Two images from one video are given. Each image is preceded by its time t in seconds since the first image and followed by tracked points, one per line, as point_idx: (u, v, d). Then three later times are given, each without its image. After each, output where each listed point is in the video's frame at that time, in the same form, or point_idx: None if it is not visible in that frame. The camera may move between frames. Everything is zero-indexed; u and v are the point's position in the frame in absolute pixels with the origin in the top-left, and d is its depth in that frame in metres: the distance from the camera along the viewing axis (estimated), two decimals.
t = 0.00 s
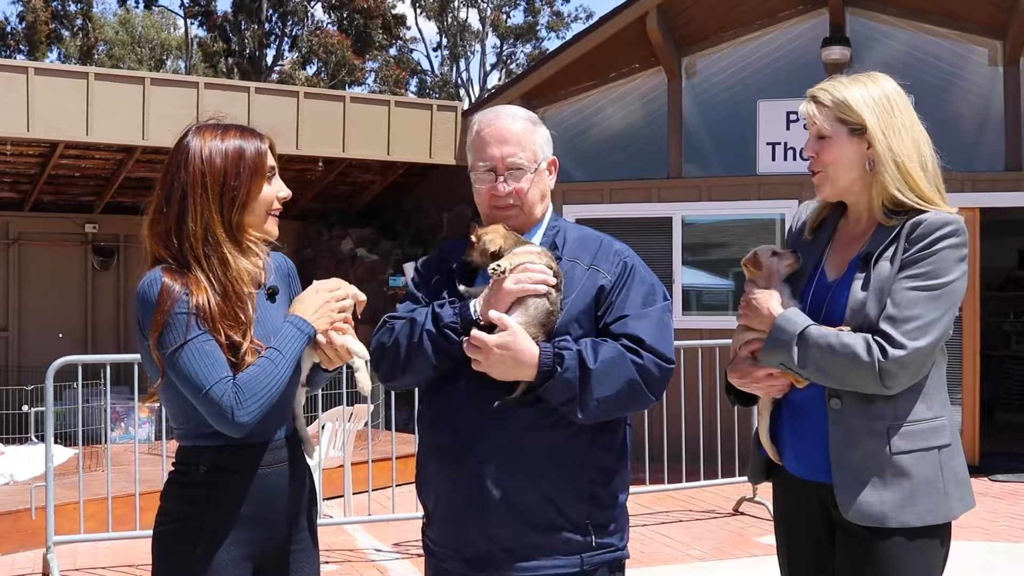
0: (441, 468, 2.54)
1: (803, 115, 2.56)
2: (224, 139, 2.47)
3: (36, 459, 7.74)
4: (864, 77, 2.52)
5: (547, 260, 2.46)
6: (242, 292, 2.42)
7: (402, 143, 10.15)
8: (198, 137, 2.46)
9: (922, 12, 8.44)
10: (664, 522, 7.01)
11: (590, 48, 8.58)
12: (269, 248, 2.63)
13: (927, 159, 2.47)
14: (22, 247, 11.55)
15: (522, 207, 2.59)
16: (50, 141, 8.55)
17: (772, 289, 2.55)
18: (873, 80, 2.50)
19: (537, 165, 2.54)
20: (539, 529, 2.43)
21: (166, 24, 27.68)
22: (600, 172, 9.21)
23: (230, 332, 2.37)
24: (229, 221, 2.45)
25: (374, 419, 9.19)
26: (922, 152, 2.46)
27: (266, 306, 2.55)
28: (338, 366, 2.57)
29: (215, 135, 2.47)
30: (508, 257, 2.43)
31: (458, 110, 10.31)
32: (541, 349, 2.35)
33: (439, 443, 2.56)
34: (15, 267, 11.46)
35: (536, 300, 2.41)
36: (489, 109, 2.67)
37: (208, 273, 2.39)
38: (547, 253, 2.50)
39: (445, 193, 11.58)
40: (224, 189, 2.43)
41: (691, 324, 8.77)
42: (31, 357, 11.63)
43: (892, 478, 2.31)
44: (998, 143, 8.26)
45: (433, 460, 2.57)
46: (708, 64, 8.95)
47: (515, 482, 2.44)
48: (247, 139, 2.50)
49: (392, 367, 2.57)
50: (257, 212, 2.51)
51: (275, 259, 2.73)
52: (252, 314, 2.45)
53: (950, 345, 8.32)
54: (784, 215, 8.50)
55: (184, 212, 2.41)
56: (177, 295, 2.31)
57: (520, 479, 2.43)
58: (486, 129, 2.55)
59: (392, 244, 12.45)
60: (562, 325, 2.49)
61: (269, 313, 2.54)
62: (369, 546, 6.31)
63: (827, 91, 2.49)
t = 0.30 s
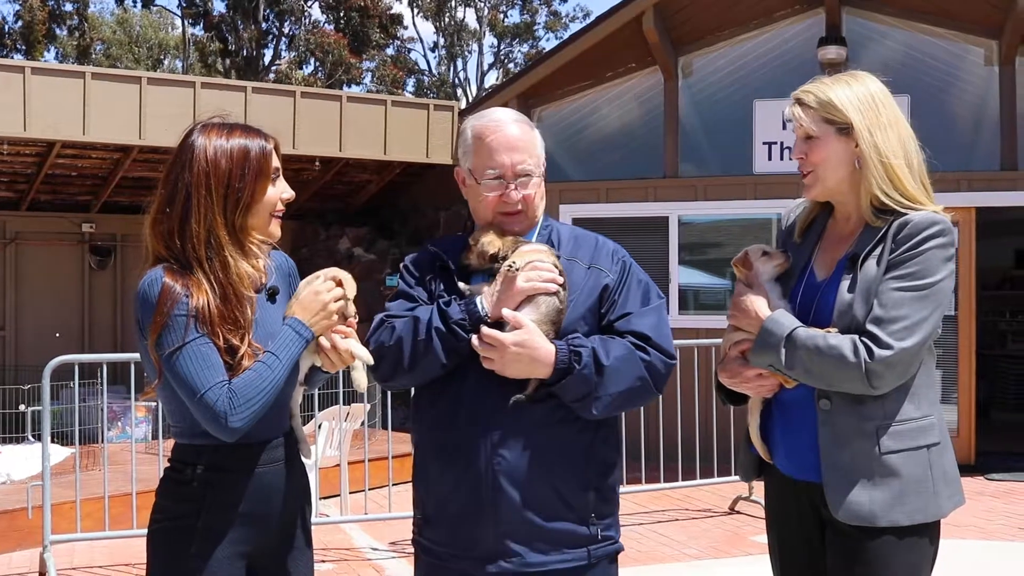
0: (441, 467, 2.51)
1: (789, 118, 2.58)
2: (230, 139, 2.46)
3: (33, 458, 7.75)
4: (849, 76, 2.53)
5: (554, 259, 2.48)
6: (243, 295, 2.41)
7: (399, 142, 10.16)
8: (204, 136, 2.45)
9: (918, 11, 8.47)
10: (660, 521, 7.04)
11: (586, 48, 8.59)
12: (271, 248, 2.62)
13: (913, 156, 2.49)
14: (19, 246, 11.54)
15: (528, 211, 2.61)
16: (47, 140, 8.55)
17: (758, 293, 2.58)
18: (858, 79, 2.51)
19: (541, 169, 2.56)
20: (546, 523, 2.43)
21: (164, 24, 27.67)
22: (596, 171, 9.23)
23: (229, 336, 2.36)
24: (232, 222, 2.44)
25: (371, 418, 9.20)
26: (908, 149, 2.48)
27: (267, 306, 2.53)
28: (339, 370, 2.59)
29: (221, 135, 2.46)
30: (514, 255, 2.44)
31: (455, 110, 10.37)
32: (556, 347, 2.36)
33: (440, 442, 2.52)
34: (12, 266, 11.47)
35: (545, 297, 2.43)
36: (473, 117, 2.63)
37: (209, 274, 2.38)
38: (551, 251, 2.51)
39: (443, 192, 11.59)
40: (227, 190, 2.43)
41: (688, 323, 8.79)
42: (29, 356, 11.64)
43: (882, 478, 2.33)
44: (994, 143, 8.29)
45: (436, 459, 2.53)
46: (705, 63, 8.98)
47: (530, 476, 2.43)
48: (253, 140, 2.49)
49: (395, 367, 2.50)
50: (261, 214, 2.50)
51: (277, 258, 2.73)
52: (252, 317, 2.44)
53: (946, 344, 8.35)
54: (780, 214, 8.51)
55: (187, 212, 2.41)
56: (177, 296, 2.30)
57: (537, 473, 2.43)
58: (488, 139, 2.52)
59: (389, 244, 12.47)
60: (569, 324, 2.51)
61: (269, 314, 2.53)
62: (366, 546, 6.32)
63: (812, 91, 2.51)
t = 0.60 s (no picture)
0: (446, 468, 2.48)
1: (776, 124, 2.60)
2: (231, 139, 2.43)
3: (29, 458, 7.74)
4: (835, 79, 2.54)
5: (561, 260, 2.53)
6: (240, 298, 2.38)
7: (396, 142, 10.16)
8: (206, 135, 2.42)
9: (914, 12, 8.49)
10: (657, 521, 7.04)
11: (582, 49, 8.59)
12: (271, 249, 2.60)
13: (902, 155, 2.50)
14: (16, 246, 11.54)
15: (537, 210, 2.63)
16: (43, 141, 8.55)
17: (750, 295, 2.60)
18: (844, 83, 2.52)
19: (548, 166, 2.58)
20: (561, 520, 2.44)
21: (161, 24, 27.68)
22: (593, 172, 9.24)
23: (222, 341, 2.33)
24: (231, 224, 2.41)
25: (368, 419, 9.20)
26: (898, 148, 2.49)
27: (263, 308, 2.51)
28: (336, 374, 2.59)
29: (223, 135, 2.43)
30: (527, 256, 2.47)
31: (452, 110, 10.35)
32: (577, 347, 2.39)
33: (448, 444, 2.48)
34: (9, 266, 11.46)
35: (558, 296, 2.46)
36: (474, 118, 2.62)
37: (205, 277, 2.35)
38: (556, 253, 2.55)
39: (440, 193, 11.59)
40: (227, 192, 2.40)
41: (685, 323, 8.79)
42: (25, 357, 11.63)
43: (874, 479, 2.33)
44: (990, 143, 8.31)
45: (444, 463, 2.48)
46: (702, 63, 9.01)
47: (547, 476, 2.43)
48: (254, 141, 2.46)
49: (410, 371, 2.44)
50: (261, 216, 2.47)
51: (277, 259, 2.71)
52: (248, 320, 2.41)
53: (942, 345, 8.36)
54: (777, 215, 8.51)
55: (186, 213, 2.38)
56: (173, 298, 2.27)
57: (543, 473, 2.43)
58: (502, 138, 2.52)
59: (386, 244, 12.48)
60: (580, 325, 2.55)
61: (266, 317, 2.51)
62: (362, 546, 6.32)
63: (798, 97, 2.53)
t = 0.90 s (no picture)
0: (448, 467, 2.47)
1: (766, 125, 2.59)
2: (229, 140, 2.42)
3: (26, 456, 7.74)
4: (824, 79, 2.54)
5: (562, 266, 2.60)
6: (237, 299, 2.38)
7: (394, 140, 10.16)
8: (204, 136, 2.42)
9: (912, 11, 8.49)
10: (654, 519, 7.05)
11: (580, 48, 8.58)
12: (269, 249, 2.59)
13: (891, 155, 2.51)
14: (13, 244, 11.52)
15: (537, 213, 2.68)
16: (41, 138, 8.54)
17: (743, 294, 2.60)
18: (833, 83, 2.52)
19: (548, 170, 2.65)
20: (567, 521, 2.51)
21: (160, 21, 27.65)
22: (591, 170, 9.23)
23: (218, 342, 2.33)
24: (230, 225, 2.41)
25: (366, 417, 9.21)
26: (887, 148, 2.49)
27: (259, 309, 2.50)
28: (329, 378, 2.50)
29: (222, 135, 2.43)
30: (533, 259, 2.48)
31: (450, 108, 10.36)
32: (586, 355, 2.48)
33: (455, 449, 2.47)
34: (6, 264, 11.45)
35: (564, 303, 2.55)
36: (476, 124, 2.63)
37: (202, 278, 2.35)
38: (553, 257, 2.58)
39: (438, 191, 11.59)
40: (225, 193, 2.39)
41: (683, 321, 8.79)
42: (23, 354, 11.62)
43: (867, 479, 2.34)
44: (988, 141, 8.31)
45: (452, 467, 2.47)
46: (700, 61, 9.00)
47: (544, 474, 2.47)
48: (253, 142, 2.46)
49: (422, 380, 2.40)
50: (259, 216, 2.47)
51: (275, 259, 2.70)
52: (245, 321, 2.41)
53: (939, 342, 8.37)
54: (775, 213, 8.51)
55: (184, 213, 2.38)
56: (168, 299, 2.27)
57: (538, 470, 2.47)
58: (513, 143, 2.55)
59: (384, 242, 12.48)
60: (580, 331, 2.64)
61: (263, 318, 2.50)
62: (360, 544, 6.33)
63: (788, 97, 2.52)
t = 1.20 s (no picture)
0: (453, 469, 2.43)
1: (778, 125, 2.57)
2: (242, 136, 2.41)
3: (30, 457, 7.73)
4: (835, 79, 2.52)
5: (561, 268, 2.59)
6: (253, 296, 2.37)
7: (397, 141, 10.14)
8: (216, 133, 2.40)
9: (916, 11, 8.47)
10: (658, 521, 7.03)
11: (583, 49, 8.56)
12: (282, 247, 2.58)
13: (904, 154, 2.49)
14: (16, 245, 11.51)
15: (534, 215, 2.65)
16: (44, 139, 8.53)
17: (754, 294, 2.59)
18: (844, 82, 2.50)
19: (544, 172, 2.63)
20: (568, 520, 2.50)
21: (161, 23, 27.69)
22: (594, 170, 9.22)
23: (237, 339, 2.31)
24: (244, 222, 2.40)
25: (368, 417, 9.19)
26: (899, 147, 2.47)
27: (273, 309, 2.49)
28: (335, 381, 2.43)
29: (234, 132, 2.42)
30: (536, 262, 2.45)
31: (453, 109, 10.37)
32: (591, 357, 2.48)
33: (462, 449, 2.43)
34: (9, 265, 11.44)
35: (567, 306, 2.53)
36: (475, 125, 2.59)
37: (218, 275, 2.33)
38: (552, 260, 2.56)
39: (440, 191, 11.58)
40: (239, 190, 2.38)
41: (686, 322, 8.76)
42: (26, 355, 11.61)
43: (879, 479, 2.32)
44: (992, 142, 8.29)
45: (458, 469, 2.43)
46: (703, 63, 9.01)
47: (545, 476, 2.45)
48: (266, 138, 2.45)
49: (432, 384, 2.36)
50: (273, 214, 2.46)
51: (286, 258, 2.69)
52: (261, 319, 2.39)
53: (943, 344, 8.35)
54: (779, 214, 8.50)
55: (198, 211, 2.36)
56: (185, 296, 2.25)
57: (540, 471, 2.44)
58: (515, 144, 2.53)
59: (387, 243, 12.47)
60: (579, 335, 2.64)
61: (277, 316, 2.49)
62: (364, 545, 6.32)
63: (798, 97, 2.50)
